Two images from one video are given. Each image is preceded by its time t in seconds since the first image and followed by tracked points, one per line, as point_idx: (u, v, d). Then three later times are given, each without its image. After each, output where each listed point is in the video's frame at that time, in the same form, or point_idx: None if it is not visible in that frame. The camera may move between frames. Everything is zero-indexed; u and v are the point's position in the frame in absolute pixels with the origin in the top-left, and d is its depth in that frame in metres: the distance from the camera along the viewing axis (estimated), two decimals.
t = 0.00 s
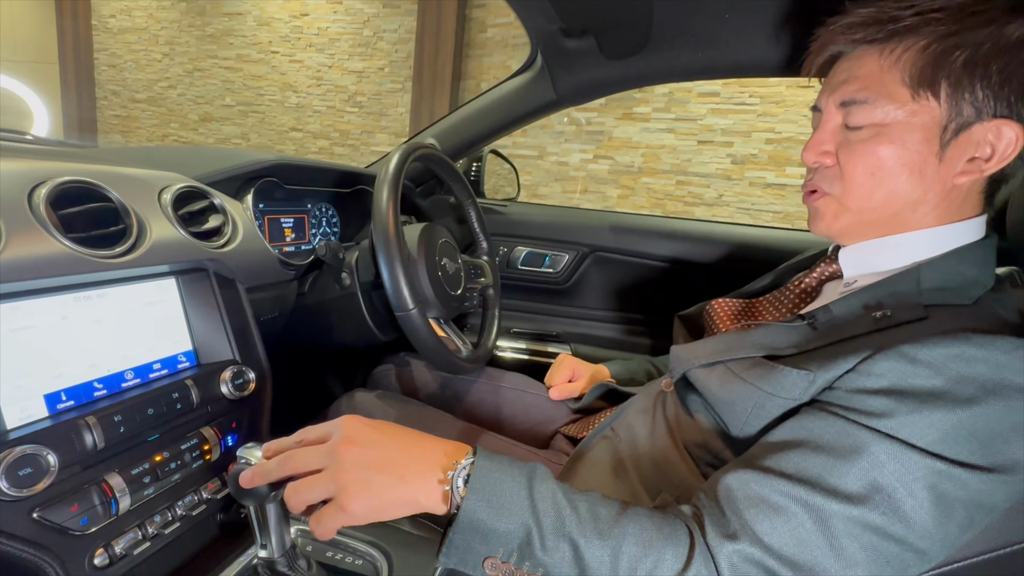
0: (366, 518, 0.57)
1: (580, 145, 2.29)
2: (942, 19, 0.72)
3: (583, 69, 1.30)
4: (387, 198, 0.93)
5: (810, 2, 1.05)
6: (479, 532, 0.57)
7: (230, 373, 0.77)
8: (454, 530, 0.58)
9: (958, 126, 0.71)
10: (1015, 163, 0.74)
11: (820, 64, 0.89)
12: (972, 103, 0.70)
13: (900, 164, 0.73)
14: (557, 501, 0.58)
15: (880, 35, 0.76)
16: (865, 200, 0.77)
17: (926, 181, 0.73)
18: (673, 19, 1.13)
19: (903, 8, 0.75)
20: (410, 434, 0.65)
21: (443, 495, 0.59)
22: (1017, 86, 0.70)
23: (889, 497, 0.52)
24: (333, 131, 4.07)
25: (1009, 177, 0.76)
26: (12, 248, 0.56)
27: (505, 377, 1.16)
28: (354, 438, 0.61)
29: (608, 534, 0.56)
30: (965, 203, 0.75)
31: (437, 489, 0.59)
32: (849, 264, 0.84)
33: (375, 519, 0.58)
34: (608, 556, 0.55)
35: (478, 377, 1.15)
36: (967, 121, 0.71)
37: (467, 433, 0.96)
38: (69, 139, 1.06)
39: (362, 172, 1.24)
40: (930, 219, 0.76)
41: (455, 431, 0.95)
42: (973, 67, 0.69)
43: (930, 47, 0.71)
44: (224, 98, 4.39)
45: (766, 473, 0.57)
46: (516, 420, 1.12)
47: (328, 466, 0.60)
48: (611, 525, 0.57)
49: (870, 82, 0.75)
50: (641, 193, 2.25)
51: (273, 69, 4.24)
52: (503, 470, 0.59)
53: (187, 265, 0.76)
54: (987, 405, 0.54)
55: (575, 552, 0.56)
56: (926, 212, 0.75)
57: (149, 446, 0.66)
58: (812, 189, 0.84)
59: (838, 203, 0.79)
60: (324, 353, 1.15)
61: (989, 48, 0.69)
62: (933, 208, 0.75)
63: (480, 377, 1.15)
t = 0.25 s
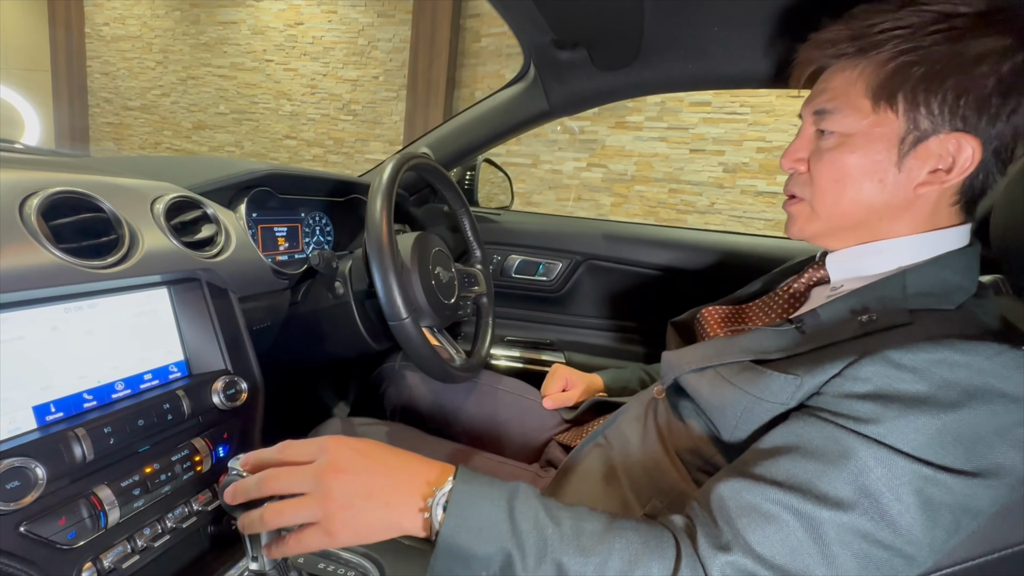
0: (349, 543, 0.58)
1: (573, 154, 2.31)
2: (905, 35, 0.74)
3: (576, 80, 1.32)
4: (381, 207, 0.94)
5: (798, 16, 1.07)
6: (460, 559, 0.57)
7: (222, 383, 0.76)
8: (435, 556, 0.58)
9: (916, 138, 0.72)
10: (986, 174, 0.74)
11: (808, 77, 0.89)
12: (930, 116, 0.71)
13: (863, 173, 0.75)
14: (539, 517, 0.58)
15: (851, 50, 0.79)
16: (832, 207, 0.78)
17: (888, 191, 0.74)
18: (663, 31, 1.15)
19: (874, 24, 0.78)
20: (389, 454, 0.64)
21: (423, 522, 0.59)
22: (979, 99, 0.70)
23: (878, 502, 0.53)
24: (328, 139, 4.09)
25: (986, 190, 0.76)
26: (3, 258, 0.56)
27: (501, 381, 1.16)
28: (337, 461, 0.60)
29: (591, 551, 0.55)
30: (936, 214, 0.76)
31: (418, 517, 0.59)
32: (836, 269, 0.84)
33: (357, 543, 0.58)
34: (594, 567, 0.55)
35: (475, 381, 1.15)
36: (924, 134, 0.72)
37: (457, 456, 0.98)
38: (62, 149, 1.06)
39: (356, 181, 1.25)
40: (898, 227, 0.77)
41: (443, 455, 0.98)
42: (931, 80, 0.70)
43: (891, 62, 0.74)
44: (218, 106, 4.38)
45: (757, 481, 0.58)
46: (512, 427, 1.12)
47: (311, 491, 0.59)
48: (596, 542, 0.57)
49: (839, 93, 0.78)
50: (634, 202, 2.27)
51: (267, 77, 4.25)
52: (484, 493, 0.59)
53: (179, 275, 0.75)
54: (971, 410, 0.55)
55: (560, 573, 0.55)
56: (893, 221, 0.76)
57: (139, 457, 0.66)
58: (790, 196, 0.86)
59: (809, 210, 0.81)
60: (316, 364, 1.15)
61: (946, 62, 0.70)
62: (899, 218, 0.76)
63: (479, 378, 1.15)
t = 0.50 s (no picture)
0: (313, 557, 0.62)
1: (570, 158, 2.32)
2: (877, 45, 0.74)
3: (573, 86, 1.33)
4: (378, 213, 0.94)
5: (792, 23, 1.08)
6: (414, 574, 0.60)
7: (218, 390, 0.77)
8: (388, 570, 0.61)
9: (894, 146, 0.73)
10: (970, 178, 0.75)
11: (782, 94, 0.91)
12: (907, 125, 0.72)
13: (844, 184, 0.75)
14: (498, 530, 0.59)
15: (824, 62, 0.79)
16: (817, 217, 0.79)
17: (872, 200, 0.75)
18: (659, 38, 1.16)
19: (846, 34, 0.78)
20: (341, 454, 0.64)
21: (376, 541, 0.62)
22: (955, 106, 0.71)
23: (858, 494, 0.54)
24: (325, 144, 4.09)
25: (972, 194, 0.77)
26: None
27: (499, 387, 1.16)
28: (287, 474, 0.60)
29: (559, 553, 0.57)
30: (923, 220, 0.76)
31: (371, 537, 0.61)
32: (825, 278, 0.84)
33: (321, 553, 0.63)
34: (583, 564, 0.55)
35: (473, 387, 1.14)
36: (903, 142, 0.72)
37: (453, 465, 0.97)
38: (58, 153, 1.05)
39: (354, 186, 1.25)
40: (885, 236, 0.77)
41: (440, 463, 0.97)
42: (906, 89, 0.71)
43: (865, 73, 0.74)
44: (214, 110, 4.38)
45: (743, 471, 0.58)
46: (510, 432, 1.12)
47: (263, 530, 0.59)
48: (561, 547, 0.57)
49: (815, 105, 0.78)
50: (631, 206, 2.28)
51: (264, 81, 4.25)
52: (448, 498, 0.60)
53: (175, 280, 0.75)
54: (968, 413, 0.55)
55: None
56: (879, 229, 0.77)
57: (134, 464, 0.66)
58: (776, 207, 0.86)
59: (794, 220, 0.81)
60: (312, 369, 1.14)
61: (919, 72, 0.71)
62: (884, 226, 0.76)
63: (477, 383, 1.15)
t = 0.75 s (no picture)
0: None
1: (568, 162, 2.32)
2: (862, 55, 0.72)
3: (570, 89, 1.34)
4: (376, 217, 0.94)
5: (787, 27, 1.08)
6: None
7: (214, 393, 0.77)
8: None
9: (884, 161, 0.72)
10: (960, 187, 0.75)
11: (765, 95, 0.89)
12: (896, 139, 0.71)
13: (834, 199, 0.75)
14: (477, 554, 0.59)
15: (806, 73, 0.76)
16: (806, 231, 0.78)
17: (861, 215, 0.75)
18: (655, 42, 1.17)
19: (828, 42, 0.75)
20: (297, 495, 0.64)
21: None
22: (945, 117, 0.70)
23: (843, 496, 0.54)
24: (322, 146, 4.10)
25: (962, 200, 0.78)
26: None
27: (496, 389, 1.16)
28: (242, 533, 0.60)
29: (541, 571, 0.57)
30: (913, 229, 0.77)
31: None
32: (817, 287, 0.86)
33: None
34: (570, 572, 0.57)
35: (469, 391, 1.15)
36: (892, 157, 0.72)
37: (450, 471, 0.96)
38: (55, 157, 1.05)
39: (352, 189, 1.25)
40: (875, 247, 0.78)
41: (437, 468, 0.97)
42: (893, 103, 0.70)
43: (850, 85, 0.72)
44: (212, 113, 4.37)
45: (730, 470, 0.59)
46: (507, 434, 1.11)
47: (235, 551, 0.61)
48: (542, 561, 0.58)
49: (798, 118, 0.76)
50: (628, 209, 2.28)
51: (262, 84, 4.26)
52: (413, 539, 0.61)
53: (172, 284, 0.75)
54: (968, 415, 0.55)
55: None
56: (870, 241, 0.77)
57: (130, 468, 0.66)
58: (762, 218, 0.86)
59: (783, 233, 0.81)
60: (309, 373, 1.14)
61: (907, 84, 0.70)
62: (874, 238, 0.77)
63: (474, 386, 1.15)
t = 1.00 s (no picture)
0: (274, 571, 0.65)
1: (567, 162, 2.33)
2: (862, 56, 0.72)
3: (569, 89, 1.33)
4: (376, 217, 0.94)
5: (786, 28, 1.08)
6: None
7: (212, 394, 0.76)
8: None
9: (882, 163, 0.72)
10: (959, 189, 0.75)
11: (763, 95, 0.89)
12: (894, 141, 0.71)
13: (832, 200, 0.75)
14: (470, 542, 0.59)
15: (806, 73, 0.76)
16: (804, 231, 0.78)
17: (859, 216, 0.75)
18: (655, 42, 1.17)
19: (829, 43, 0.75)
20: (288, 491, 0.63)
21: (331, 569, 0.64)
22: (943, 119, 0.70)
23: (842, 487, 0.54)
24: (321, 147, 4.10)
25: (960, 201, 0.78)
26: None
27: (495, 388, 1.16)
28: (232, 529, 0.60)
29: (534, 557, 0.57)
30: (911, 231, 0.77)
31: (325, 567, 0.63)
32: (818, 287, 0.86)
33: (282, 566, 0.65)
34: (565, 558, 0.57)
35: (468, 390, 1.15)
36: (891, 159, 0.72)
37: (449, 472, 0.95)
38: (52, 156, 1.04)
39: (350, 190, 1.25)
40: (873, 248, 0.78)
41: (436, 469, 0.96)
42: (892, 105, 0.70)
43: (849, 86, 0.72)
44: (210, 114, 4.36)
45: (732, 457, 0.59)
46: (507, 435, 1.11)
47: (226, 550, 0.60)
48: (536, 546, 0.58)
49: (798, 119, 0.76)
50: (627, 209, 2.28)
51: (261, 85, 4.25)
52: (404, 531, 0.60)
53: (170, 284, 0.75)
54: (968, 411, 0.54)
55: None
56: (868, 242, 0.77)
57: (127, 469, 0.65)
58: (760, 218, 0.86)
59: (781, 233, 0.81)
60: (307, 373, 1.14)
61: (907, 86, 0.70)
62: (872, 239, 0.77)
63: (473, 386, 1.15)
